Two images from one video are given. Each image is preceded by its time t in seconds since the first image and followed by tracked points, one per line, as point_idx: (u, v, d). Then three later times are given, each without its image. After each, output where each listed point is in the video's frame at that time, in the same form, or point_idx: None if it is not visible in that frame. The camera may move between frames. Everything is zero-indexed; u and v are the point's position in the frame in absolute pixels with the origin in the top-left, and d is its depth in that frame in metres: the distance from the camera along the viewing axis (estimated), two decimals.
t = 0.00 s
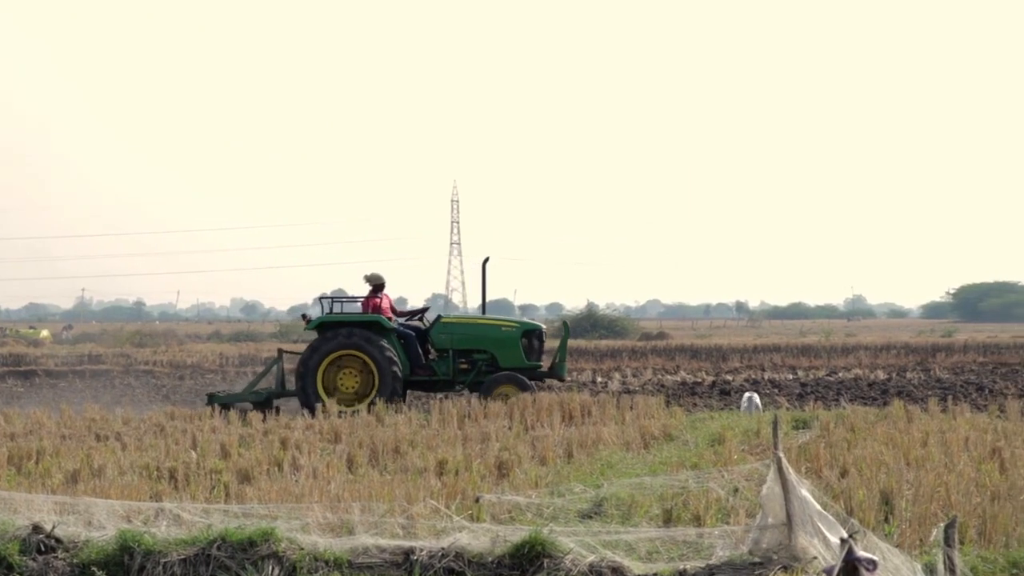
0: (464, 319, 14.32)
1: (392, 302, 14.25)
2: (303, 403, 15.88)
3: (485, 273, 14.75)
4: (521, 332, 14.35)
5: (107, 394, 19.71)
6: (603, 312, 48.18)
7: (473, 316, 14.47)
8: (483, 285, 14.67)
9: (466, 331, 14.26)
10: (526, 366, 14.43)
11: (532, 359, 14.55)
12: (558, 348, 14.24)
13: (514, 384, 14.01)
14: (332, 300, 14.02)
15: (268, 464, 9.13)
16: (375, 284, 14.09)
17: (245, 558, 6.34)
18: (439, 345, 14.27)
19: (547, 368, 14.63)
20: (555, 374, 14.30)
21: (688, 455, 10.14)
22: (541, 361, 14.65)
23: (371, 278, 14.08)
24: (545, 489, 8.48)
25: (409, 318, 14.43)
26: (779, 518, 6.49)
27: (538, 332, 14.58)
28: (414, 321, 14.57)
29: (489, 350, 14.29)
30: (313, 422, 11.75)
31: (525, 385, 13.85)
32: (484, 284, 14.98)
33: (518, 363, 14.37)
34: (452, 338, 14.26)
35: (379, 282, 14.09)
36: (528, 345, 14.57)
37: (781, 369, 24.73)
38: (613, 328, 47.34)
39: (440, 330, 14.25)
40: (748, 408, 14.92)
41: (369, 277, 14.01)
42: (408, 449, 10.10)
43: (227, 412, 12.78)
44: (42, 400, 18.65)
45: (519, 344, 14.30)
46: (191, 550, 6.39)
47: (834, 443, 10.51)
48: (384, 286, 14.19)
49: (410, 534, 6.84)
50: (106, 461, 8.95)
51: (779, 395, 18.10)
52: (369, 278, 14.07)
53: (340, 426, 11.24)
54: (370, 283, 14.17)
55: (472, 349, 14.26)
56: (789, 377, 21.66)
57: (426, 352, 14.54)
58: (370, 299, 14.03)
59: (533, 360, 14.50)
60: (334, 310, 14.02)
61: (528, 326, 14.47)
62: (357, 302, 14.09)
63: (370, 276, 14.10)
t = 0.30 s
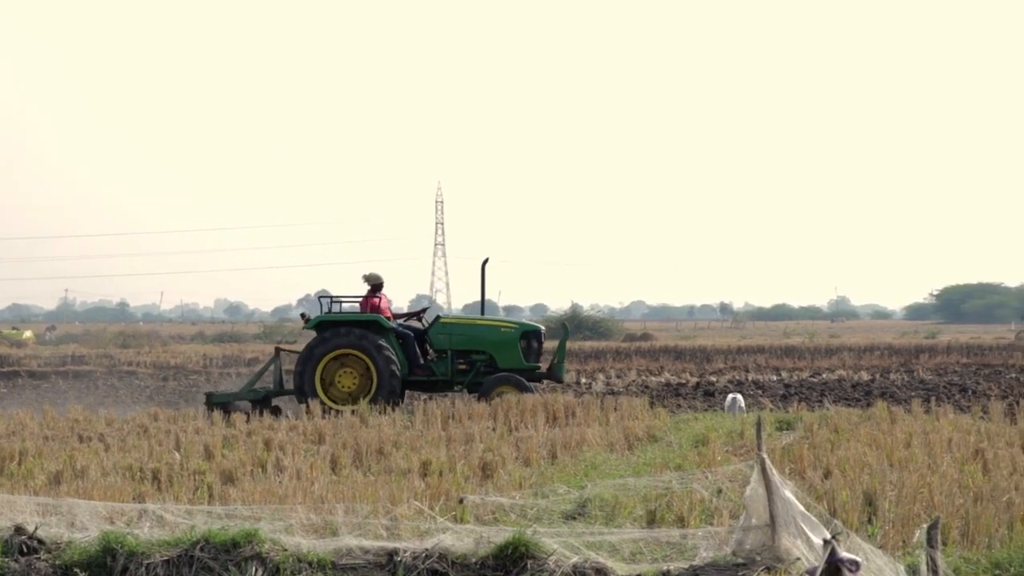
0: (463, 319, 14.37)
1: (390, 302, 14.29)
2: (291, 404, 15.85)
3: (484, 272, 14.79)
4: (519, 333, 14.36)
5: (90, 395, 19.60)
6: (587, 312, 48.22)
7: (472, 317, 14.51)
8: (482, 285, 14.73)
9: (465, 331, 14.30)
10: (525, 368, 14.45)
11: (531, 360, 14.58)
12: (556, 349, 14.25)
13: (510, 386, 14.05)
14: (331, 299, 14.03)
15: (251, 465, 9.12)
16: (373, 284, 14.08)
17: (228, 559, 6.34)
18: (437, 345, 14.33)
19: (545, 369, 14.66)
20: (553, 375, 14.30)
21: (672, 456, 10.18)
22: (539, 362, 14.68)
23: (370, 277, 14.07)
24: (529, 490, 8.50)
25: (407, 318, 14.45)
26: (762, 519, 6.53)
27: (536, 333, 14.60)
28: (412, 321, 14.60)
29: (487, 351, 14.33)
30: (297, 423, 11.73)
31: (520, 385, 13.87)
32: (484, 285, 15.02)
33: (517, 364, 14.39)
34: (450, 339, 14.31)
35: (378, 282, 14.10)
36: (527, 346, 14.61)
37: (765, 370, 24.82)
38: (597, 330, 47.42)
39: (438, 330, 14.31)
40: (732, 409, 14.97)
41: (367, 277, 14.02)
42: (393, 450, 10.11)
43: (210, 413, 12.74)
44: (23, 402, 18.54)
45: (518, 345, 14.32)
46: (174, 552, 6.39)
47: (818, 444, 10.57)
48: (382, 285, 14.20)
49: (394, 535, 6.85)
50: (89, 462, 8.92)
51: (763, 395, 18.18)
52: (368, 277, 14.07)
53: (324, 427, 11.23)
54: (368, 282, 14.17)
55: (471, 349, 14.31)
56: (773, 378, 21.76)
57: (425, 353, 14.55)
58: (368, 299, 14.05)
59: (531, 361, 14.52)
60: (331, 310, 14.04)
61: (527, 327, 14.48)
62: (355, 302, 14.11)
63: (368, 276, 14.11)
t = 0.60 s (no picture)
0: (463, 322, 14.42)
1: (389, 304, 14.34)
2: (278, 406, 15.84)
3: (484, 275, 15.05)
4: (519, 336, 14.40)
5: (71, 396, 19.49)
6: (570, 313, 48.24)
7: (472, 320, 14.57)
8: (482, 289, 14.86)
9: (465, 333, 14.36)
10: (524, 370, 14.50)
11: (530, 363, 14.63)
12: (556, 352, 14.29)
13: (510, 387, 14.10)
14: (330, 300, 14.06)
15: (233, 467, 9.11)
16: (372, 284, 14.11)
17: (210, 561, 6.34)
18: (437, 347, 14.39)
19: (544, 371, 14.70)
20: (553, 378, 14.34)
21: (654, 458, 10.24)
22: (538, 364, 14.73)
23: (369, 278, 14.07)
24: (512, 492, 8.53)
25: (406, 320, 14.51)
26: (744, 520, 6.59)
27: (536, 336, 14.65)
28: (412, 323, 14.66)
29: (487, 353, 14.38)
30: (279, 424, 11.73)
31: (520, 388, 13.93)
32: (484, 288, 15.09)
33: (517, 367, 14.44)
34: (450, 340, 14.36)
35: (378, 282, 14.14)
36: (527, 349, 14.66)
37: (747, 372, 24.95)
38: (579, 332, 47.50)
39: (438, 332, 14.38)
40: (715, 410, 15.05)
41: (366, 277, 14.05)
42: (375, 451, 10.11)
43: (192, 415, 12.70)
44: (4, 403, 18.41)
45: (518, 348, 14.36)
46: (155, 553, 6.39)
47: (800, 445, 10.65)
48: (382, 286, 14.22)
49: (376, 536, 6.86)
50: (69, 464, 8.89)
51: (745, 397, 18.30)
52: (366, 278, 14.10)
53: (306, 429, 11.22)
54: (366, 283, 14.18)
55: (470, 351, 14.36)
56: (755, 380, 21.86)
57: (424, 355, 14.61)
58: (368, 300, 14.09)
59: (531, 363, 14.56)
60: (331, 310, 14.06)
61: (528, 330, 14.52)
62: (355, 303, 14.15)
63: (367, 277, 14.14)
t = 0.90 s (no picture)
0: (462, 322, 14.46)
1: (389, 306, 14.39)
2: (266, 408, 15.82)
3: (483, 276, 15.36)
4: (519, 336, 14.44)
5: (56, 397, 19.43)
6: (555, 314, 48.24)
7: (472, 320, 14.60)
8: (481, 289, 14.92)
9: (465, 334, 14.39)
10: (524, 370, 14.56)
11: (530, 363, 14.69)
12: (556, 352, 14.33)
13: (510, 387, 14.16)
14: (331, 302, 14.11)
15: (218, 468, 9.11)
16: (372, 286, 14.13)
17: (195, 562, 6.35)
18: (437, 348, 14.42)
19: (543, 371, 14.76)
20: (553, 378, 14.40)
21: (639, 459, 10.27)
22: (538, 364, 14.79)
23: (369, 280, 14.08)
24: (497, 493, 8.54)
25: (406, 321, 14.55)
26: (729, 522, 6.62)
27: (536, 336, 14.71)
28: (411, 324, 14.71)
29: (487, 354, 14.42)
30: (264, 426, 11.72)
31: (521, 388, 14.00)
32: (483, 289, 15.15)
33: (517, 366, 14.49)
34: (450, 341, 14.40)
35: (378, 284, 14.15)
36: (528, 349, 14.71)
37: (733, 373, 25.05)
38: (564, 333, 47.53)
39: (438, 332, 14.41)
40: (699, 412, 15.08)
41: (366, 279, 14.08)
42: (360, 453, 10.10)
43: (177, 416, 12.68)
44: None
45: (518, 348, 14.39)
46: (139, 555, 6.38)
47: (785, 447, 10.70)
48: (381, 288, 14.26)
49: (361, 537, 6.86)
50: (54, 465, 8.87)
51: (730, 399, 18.37)
52: (366, 280, 14.13)
53: (291, 430, 11.21)
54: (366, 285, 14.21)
55: (470, 352, 14.40)
56: (740, 381, 21.94)
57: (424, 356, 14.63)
58: (368, 302, 14.15)
59: (531, 363, 14.62)
60: (331, 312, 14.09)
61: (528, 330, 14.58)
62: (355, 305, 14.21)
63: (367, 279, 14.15)
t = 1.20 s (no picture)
0: (461, 323, 14.47)
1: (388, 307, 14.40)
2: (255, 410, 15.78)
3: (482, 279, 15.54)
4: (519, 337, 14.48)
5: (41, 399, 19.34)
6: (541, 316, 48.26)
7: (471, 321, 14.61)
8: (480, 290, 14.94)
9: (465, 335, 14.41)
10: (524, 370, 14.62)
11: (530, 363, 14.75)
12: (556, 353, 14.39)
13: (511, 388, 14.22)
14: (331, 305, 14.11)
15: (203, 470, 9.09)
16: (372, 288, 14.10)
17: (180, 564, 6.34)
18: (437, 349, 14.44)
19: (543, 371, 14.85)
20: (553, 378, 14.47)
21: (625, 461, 10.31)
22: (538, 364, 14.86)
23: (369, 282, 14.06)
24: (483, 495, 8.56)
25: (405, 323, 14.56)
26: (715, 523, 6.66)
27: (536, 336, 14.79)
28: (411, 325, 14.72)
29: (488, 354, 14.47)
30: (249, 427, 11.71)
31: (522, 389, 14.10)
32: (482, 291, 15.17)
33: (517, 366, 14.55)
34: (450, 342, 14.41)
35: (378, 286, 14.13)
36: (528, 350, 14.76)
37: (719, 375, 25.13)
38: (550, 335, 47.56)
39: (438, 333, 14.40)
40: (685, 413, 15.14)
41: (367, 281, 14.06)
42: (346, 454, 10.11)
43: (162, 418, 12.64)
44: None
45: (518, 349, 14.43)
46: (124, 557, 6.38)
47: (771, 448, 10.76)
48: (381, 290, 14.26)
49: (347, 539, 6.86)
50: (38, 467, 8.84)
51: (717, 401, 18.44)
52: (366, 281, 14.11)
53: (277, 432, 11.20)
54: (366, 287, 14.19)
55: (470, 353, 14.42)
56: (724, 383, 21.99)
57: (423, 357, 14.65)
58: (368, 303, 14.15)
59: (532, 364, 14.69)
60: (330, 314, 14.07)
61: (527, 331, 14.68)
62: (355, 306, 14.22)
63: (367, 281, 14.14)
